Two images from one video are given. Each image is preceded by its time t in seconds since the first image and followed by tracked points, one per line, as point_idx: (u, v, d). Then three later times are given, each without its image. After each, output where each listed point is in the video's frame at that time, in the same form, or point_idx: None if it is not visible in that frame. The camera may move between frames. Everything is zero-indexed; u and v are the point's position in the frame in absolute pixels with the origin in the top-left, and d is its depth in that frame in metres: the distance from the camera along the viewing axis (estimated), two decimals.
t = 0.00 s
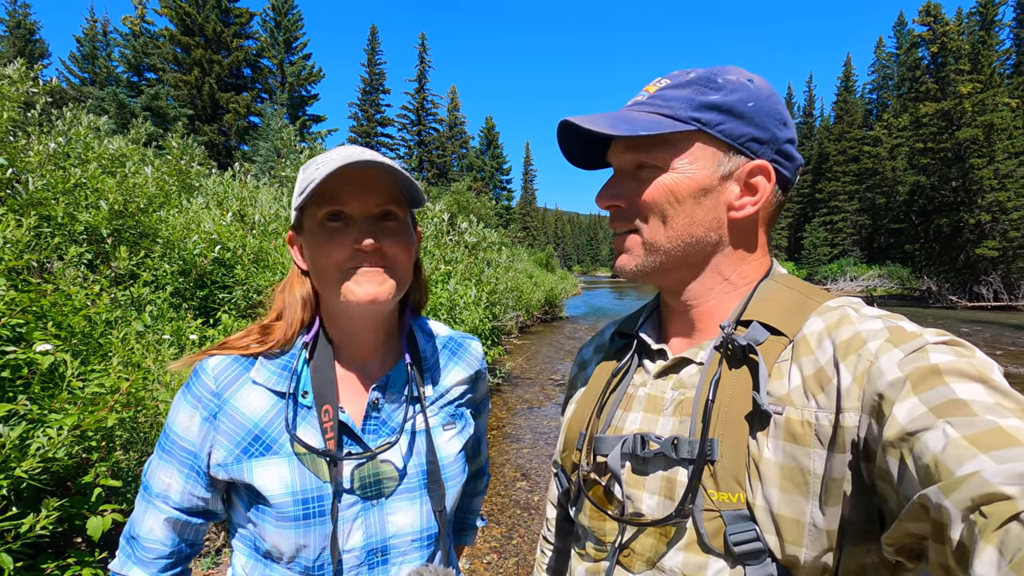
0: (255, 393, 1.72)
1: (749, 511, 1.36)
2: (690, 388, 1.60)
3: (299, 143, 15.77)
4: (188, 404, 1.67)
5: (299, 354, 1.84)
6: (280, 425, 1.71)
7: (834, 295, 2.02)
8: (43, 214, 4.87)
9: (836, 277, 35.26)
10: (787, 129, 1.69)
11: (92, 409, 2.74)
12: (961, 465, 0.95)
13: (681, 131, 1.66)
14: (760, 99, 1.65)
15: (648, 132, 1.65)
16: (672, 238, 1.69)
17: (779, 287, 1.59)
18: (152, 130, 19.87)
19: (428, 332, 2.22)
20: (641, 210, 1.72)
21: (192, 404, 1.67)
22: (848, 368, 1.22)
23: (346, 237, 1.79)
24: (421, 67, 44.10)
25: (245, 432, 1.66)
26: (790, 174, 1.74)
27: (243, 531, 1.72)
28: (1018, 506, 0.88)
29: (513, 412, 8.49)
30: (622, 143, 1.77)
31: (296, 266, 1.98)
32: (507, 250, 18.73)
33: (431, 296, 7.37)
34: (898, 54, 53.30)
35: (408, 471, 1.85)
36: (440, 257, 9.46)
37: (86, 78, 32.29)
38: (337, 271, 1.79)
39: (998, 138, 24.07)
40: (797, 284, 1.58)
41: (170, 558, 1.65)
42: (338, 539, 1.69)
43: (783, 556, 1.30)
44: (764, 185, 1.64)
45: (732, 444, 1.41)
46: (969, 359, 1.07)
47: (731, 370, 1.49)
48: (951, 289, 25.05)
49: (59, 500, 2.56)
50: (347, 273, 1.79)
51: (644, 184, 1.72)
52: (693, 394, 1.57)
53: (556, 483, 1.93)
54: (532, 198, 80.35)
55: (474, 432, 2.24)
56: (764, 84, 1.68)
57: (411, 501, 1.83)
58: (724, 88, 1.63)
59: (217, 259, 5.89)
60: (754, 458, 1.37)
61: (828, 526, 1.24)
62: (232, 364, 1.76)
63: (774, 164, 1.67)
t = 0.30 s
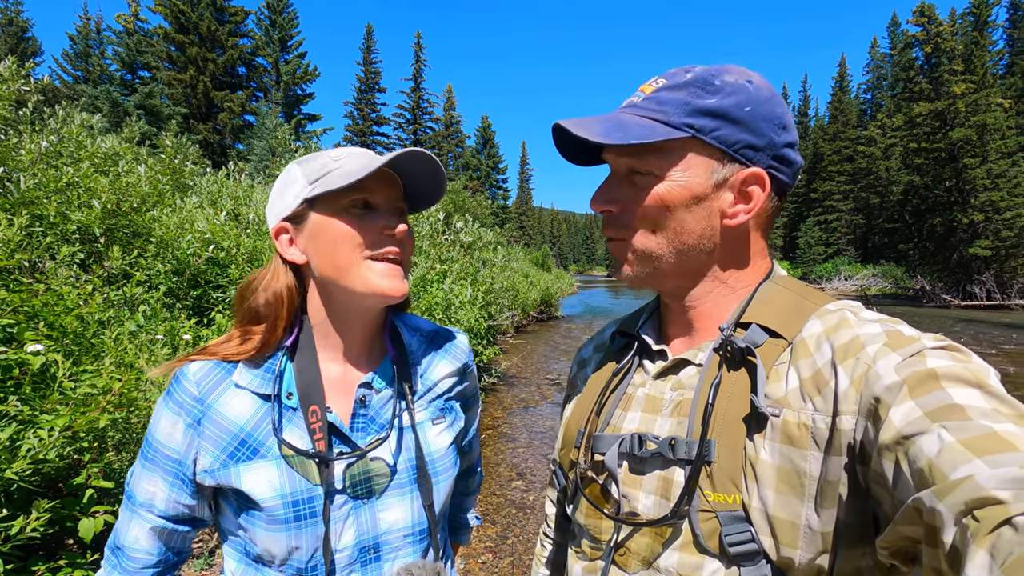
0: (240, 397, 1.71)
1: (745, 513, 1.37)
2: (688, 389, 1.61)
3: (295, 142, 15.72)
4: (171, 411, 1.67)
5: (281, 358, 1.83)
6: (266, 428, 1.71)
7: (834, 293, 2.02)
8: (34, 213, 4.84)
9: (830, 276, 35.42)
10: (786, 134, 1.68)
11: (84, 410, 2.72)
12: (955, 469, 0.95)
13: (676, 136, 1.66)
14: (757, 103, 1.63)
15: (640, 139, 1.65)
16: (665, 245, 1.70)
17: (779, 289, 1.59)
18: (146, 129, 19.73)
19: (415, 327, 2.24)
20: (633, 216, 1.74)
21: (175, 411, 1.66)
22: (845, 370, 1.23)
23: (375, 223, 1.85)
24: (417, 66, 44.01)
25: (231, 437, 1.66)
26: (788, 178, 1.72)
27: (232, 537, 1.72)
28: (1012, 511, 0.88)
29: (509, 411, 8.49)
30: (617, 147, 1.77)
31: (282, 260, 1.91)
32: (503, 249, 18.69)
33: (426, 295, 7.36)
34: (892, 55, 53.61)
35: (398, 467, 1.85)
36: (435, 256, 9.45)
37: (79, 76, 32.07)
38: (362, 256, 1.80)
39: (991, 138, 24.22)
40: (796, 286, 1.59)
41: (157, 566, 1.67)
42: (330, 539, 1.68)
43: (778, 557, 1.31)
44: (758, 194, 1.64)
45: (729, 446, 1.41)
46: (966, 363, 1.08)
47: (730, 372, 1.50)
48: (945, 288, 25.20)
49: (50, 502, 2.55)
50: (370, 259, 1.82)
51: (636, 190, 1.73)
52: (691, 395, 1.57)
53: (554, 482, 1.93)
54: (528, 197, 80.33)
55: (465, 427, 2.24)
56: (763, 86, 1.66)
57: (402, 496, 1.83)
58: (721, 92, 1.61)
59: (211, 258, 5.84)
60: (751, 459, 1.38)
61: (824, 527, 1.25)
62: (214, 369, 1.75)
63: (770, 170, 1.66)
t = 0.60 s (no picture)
0: (228, 393, 1.70)
1: (743, 511, 1.38)
2: (686, 387, 1.63)
3: (288, 141, 15.64)
4: (156, 410, 1.65)
5: (273, 352, 1.82)
6: (258, 424, 1.70)
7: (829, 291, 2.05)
8: (23, 212, 4.79)
9: (822, 276, 35.69)
10: (786, 124, 1.70)
11: (74, 411, 2.70)
12: (958, 469, 0.97)
13: (675, 127, 1.68)
14: (755, 93, 1.65)
15: (640, 128, 1.67)
16: (667, 234, 1.71)
17: (778, 286, 1.61)
18: (137, 128, 19.58)
19: (403, 322, 2.25)
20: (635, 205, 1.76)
21: (161, 409, 1.65)
22: (846, 370, 1.24)
23: (360, 220, 1.84)
24: (410, 65, 43.89)
25: (221, 434, 1.65)
26: (787, 168, 1.75)
27: (223, 536, 1.71)
28: (1016, 512, 0.90)
29: (503, 411, 8.48)
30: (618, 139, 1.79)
31: (267, 256, 1.91)
32: (497, 248, 18.72)
33: (420, 295, 7.35)
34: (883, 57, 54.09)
35: (392, 461, 1.85)
36: (429, 256, 9.43)
37: (68, 74, 31.74)
38: (344, 253, 1.80)
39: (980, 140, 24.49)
40: (795, 283, 1.61)
41: (146, 569, 1.68)
42: (326, 533, 1.68)
43: (776, 556, 1.32)
44: (758, 180, 1.66)
45: (728, 444, 1.43)
46: (968, 363, 1.09)
47: (729, 371, 1.51)
48: (934, 288, 25.44)
49: (39, 503, 2.53)
50: (354, 255, 1.81)
51: (636, 180, 1.75)
52: (690, 393, 1.58)
53: (551, 480, 1.94)
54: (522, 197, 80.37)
55: (456, 420, 2.24)
56: (760, 78, 1.69)
57: (395, 490, 1.83)
58: (719, 83, 1.63)
59: (203, 258, 5.79)
60: (750, 458, 1.39)
61: (822, 526, 1.26)
62: (201, 366, 1.73)
63: (769, 158, 1.68)
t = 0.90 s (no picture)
0: (234, 394, 1.71)
1: (744, 512, 1.38)
2: (687, 389, 1.63)
3: (291, 145, 15.72)
4: (162, 410, 1.66)
5: (277, 353, 1.83)
6: (262, 424, 1.71)
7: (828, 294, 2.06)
8: (28, 216, 4.81)
9: (824, 279, 35.62)
10: (783, 127, 1.72)
11: (78, 413, 2.71)
12: (956, 469, 0.97)
13: (675, 125, 1.69)
14: (755, 95, 1.66)
15: (641, 124, 1.68)
16: (667, 228, 1.70)
17: (778, 287, 1.61)
18: (140, 132, 19.69)
19: (404, 324, 2.25)
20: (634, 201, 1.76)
21: (166, 410, 1.66)
22: (845, 370, 1.25)
23: (358, 223, 1.85)
24: (413, 69, 44.06)
25: (226, 434, 1.66)
26: (784, 171, 1.77)
27: (227, 537, 1.72)
28: (1014, 511, 0.90)
29: (505, 414, 8.48)
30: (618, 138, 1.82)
31: (273, 257, 1.94)
32: (499, 252, 18.76)
33: (422, 298, 7.37)
34: (885, 60, 54.13)
35: (394, 461, 1.86)
36: (431, 259, 9.45)
37: (73, 79, 31.93)
38: (342, 256, 1.81)
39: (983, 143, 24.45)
40: (793, 284, 1.62)
41: (150, 570, 1.68)
42: (329, 533, 1.68)
43: (777, 557, 1.32)
44: (757, 179, 1.67)
45: (728, 444, 1.43)
46: (966, 363, 1.10)
47: (728, 372, 1.51)
48: (937, 291, 25.35)
49: (43, 505, 2.53)
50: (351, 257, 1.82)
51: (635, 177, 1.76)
52: (690, 395, 1.59)
53: (551, 484, 1.94)
54: (523, 200, 80.45)
55: (456, 422, 2.25)
56: (761, 82, 1.70)
57: (399, 490, 1.84)
58: (720, 85, 1.65)
59: (206, 261, 5.84)
60: (751, 458, 1.39)
61: (824, 528, 1.26)
62: (207, 367, 1.74)
63: (766, 159, 1.69)
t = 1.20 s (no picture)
0: (232, 400, 1.71)
1: (747, 513, 1.37)
2: (690, 390, 1.62)
3: (295, 144, 15.76)
4: (162, 415, 1.66)
5: (275, 359, 1.83)
6: (259, 429, 1.70)
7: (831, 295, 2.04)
8: (34, 215, 4.83)
9: (829, 278, 35.47)
10: (781, 127, 1.73)
11: (83, 413, 2.71)
12: (958, 469, 0.96)
13: (680, 124, 1.68)
14: (756, 96, 1.67)
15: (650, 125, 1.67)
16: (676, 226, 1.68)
17: (779, 288, 1.60)
18: (146, 131, 19.79)
19: (407, 332, 2.23)
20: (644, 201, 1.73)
21: (167, 415, 1.66)
22: (846, 370, 1.23)
23: (337, 236, 1.79)
24: (416, 68, 44.10)
25: (224, 438, 1.65)
26: (786, 171, 1.76)
27: (229, 540, 1.72)
28: (1015, 512, 0.89)
29: (509, 414, 8.47)
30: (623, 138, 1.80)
31: (278, 262, 1.98)
32: (502, 251, 18.76)
33: (426, 298, 7.38)
34: (890, 58, 53.86)
35: (392, 464, 1.85)
36: (435, 258, 9.46)
37: (78, 78, 32.07)
38: (320, 269, 1.78)
39: (989, 141, 24.29)
40: (793, 284, 1.61)
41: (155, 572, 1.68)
42: (326, 537, 1.67)
43: (781, 559, 1.31)
44: (763, 178, 1.66)
45: (731, 445, 1.42)
46: (967, 362, 1.08)
47: (731, 373, 1.50)
48: (943, 291, 25.19)
49: (50, 504, 2.54)
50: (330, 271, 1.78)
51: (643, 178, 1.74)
52: (693, 396, 1.58)
53: (555, 488, 1.93)
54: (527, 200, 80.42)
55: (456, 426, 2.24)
56: (759, 85, 1.71)
57: (397, 494, 1.83)
58: (722, 86, 1.64)
59: (211, 260, 5.86)
60: (754, 459, 1.38)
61: (827, 528, 1.25)
62: (206, 373, 1.74)
63: (770, 158, 1.69)
